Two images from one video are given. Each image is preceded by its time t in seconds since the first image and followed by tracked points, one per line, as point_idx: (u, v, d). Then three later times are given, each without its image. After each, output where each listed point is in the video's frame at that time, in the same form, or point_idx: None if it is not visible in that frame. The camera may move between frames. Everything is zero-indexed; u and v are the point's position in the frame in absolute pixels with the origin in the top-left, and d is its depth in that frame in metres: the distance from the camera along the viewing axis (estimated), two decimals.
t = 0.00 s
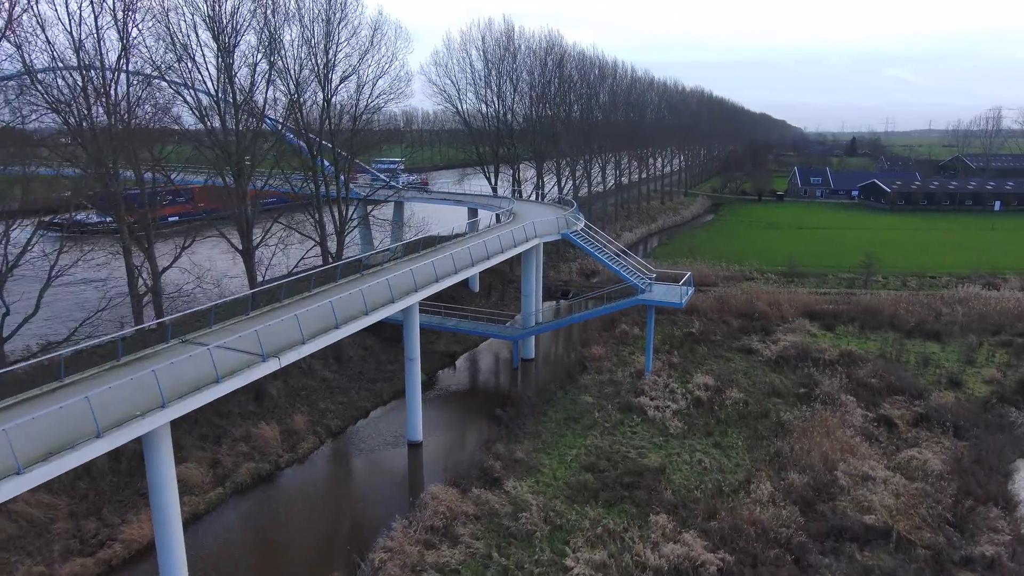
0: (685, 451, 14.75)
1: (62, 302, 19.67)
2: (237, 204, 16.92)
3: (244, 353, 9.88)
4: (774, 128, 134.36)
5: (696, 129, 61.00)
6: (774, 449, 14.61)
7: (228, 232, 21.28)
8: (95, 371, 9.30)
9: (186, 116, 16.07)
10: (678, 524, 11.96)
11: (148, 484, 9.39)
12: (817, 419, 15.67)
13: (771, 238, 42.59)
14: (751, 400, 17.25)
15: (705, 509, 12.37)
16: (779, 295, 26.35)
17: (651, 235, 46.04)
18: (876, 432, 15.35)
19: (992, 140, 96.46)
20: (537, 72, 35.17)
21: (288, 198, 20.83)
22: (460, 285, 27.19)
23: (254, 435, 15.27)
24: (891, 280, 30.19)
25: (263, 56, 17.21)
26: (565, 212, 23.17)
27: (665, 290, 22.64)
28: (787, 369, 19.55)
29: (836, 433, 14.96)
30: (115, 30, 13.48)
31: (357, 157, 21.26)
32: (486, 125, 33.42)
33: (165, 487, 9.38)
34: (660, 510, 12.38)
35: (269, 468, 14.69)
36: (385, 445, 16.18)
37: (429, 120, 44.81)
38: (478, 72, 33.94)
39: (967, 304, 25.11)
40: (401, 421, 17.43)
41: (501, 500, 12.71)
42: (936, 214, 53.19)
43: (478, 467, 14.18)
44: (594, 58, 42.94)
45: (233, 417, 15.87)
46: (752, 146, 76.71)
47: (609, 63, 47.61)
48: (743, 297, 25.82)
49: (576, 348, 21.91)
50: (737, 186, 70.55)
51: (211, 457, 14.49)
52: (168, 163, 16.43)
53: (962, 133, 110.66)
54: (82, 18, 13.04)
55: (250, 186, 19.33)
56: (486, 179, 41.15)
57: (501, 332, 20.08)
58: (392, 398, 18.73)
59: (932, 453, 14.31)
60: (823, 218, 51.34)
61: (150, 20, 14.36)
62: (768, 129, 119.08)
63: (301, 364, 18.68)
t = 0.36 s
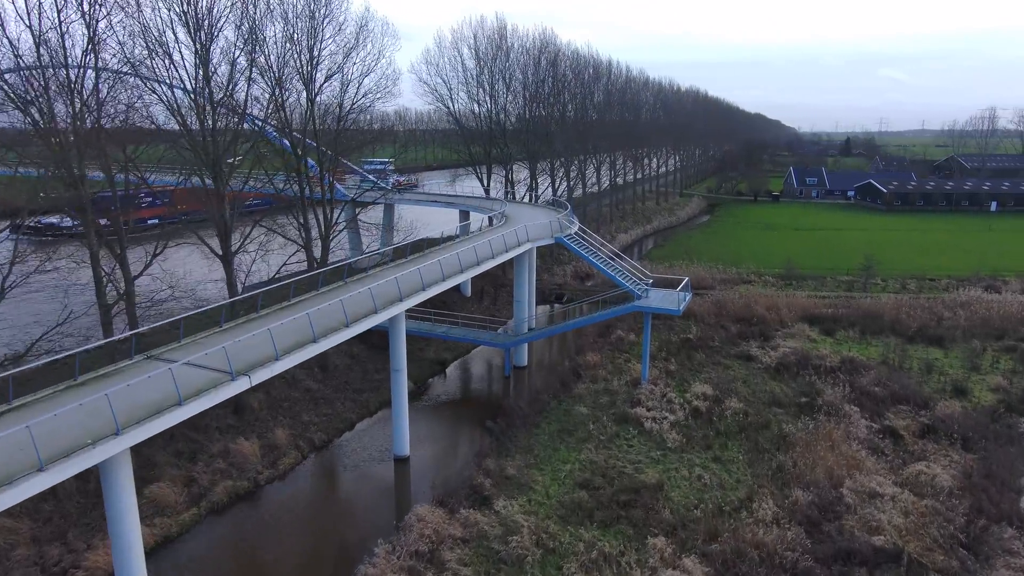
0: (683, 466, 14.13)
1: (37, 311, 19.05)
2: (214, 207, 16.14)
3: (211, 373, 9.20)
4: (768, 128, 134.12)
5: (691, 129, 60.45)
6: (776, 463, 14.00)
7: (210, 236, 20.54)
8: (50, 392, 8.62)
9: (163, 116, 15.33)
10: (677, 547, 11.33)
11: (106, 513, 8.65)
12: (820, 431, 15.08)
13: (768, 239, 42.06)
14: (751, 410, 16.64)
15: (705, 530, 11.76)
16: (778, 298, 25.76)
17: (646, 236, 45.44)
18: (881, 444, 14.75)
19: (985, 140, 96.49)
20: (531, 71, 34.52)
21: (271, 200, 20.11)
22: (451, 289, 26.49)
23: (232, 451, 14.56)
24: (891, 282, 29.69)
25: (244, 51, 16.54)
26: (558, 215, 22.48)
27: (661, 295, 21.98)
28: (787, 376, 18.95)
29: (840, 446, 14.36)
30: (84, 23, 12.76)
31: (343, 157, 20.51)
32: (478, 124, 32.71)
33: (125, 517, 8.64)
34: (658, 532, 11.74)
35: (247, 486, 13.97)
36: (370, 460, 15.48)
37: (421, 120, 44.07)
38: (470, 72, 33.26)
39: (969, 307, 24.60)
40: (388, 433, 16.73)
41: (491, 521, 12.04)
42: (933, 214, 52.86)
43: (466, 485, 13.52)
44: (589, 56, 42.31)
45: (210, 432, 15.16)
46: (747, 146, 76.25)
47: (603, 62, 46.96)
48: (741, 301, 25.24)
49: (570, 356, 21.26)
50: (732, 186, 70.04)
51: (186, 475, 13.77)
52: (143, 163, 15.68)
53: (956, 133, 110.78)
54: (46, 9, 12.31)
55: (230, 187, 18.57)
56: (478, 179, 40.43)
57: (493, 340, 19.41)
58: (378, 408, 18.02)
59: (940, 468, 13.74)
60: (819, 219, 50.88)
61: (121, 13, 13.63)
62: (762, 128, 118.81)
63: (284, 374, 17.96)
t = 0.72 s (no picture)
0: (682, 486, 13.40)
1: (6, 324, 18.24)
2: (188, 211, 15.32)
3: (169, 399, 8.41)
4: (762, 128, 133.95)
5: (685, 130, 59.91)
6: (780, 482, 13.31)
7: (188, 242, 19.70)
8: None
9: (134, 116, 14.52)
10: None
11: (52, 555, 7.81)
12: (825, 446, 14.39)
13: (764, 241, 41.49)
14: (752, 424, 15.94)
15: (707, 558, 11.04)
16: (777, 304, 25.10)
17: (641, 238, 44.77)
18: (890, 461, 14.08)
19: (979, 141, 96.52)
20: (524, 70, 33.76)
21: (250, 201, 19.28)
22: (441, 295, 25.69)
23: (206, 471, 13.72)
24: (891, 286, 29.12)
25: (220, 48, 15.79)
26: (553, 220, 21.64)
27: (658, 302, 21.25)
28: (789, 387, 18.28)
29: (847, 464, 13.65)
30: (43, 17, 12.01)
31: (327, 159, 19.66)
32: (470, 125, 31.98)
33: (74, 560, 7.81)
34: (657, 560, 11.02)
35: (221, 510, 13.14)
36: (352, 480, 14.66)
37: (412, 120, 43.25)
38: (461, 71, 32.46)
39: (972, 313, 24.02)
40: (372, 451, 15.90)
41: (480, 550, 11.28)
42: (929, 216, 52.51)
43: (453, 509, 12.74)
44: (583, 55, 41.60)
45: (184, 450, 14.32)
46: (742, 146, 75.79)
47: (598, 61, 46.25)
48: (740, 307, 24.56)
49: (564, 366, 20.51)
50: (727, 187, 69.52)
51: (156, 498, 12.93)
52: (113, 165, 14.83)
53: (950, 134, 110.90)
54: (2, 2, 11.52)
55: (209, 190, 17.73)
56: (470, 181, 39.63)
57: (483, 350, 18.65)
58: (363, 423, 17.18)
59: (952, 487, 13.08)
60: (816, 221, 50.39)
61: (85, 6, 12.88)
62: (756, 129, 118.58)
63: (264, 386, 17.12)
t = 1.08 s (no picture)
0: (683, 508, 12.69)
1: None
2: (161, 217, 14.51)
3: (123, 431, 7.63)
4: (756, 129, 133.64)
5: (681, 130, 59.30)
6: (786, 503, 12.63)
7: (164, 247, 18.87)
8: None
9: (101, 117, 13.54)
10: None
11: None
12: (833, 465, 13.70)
13: (762, 243, 40.90)
14: (755, 439, 15.23)
15: None
16: (777, 309, 24.43)
17: (636, 241, 44.07)
18: (900, 479, 13.40)
19: (973, 142, 96.45)
20: (517, 69, 32.99)
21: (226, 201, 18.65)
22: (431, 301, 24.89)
23: (178, 494, 12.85)
24: (891, 291, 28.53)
25: (195, 45, 15.02)
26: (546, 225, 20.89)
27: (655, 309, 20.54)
28: (792, 398, 17.60)
29: (857, 483, 12.97)
30: None
31: (310, 162, 18.86)
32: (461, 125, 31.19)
33: None
34: None
35: (194, 537, 12.32)
36: (335, 502, 13.86)
37: (403, 120, 42.36)
38: (453, 70, 31.67)
39: (976, 318, 23.45)
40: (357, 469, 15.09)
41: None
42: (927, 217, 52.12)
43: (441, 536, 11.98)
44: (578, 55, 40.89)
45: (155, 471, 13.45)
46: (737, 147, 75.28)
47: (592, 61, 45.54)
48: (739, 313, 23.88)
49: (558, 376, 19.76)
50: (722, 187, 69.00)
51: (124, 525, 12.10)
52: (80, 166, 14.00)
53: (943, 135, 110.85)
54: None
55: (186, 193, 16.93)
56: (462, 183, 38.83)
57: (475, 360, 17.88)
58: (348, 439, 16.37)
59: (968, 508, 12.43)
60: (813, 222, 49.88)
61: None
62: (750, 129, 118.22)
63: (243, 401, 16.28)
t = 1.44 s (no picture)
0: (686, 533, 11.96)
1: None
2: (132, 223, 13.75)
3: (70, 470, 6.86)
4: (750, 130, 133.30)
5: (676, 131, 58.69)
6: (795, 528, 11.93)
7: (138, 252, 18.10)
8: None
9: (63, 117, 12.47)
10: None
11: None
12: (843, 485, 13.00)
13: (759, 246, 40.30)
14: (760, 456, 14.53)
15: None
16: (778, 315, 23.75)
17: (631, 243, 43.39)
18: (913, 500, 12.71)
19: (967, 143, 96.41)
20: (510, 69, 32.23)
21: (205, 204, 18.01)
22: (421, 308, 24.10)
23: (147, 521, 12.01)
24: (893, 295, 27.92)
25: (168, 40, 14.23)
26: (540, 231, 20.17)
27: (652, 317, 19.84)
28: (796, 411, 16.90)
29: (868, 504, 12.28)
30: None
31: (293, 165, 18.05)
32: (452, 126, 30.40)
33: None
34: None
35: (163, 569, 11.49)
36: (317, 527, 13.04)
37: (393, 121, 41.53)
38: (444, 69, 30.93)
39: (981, 325, 22.86)
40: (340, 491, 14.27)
41: None
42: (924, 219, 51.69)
43: (429, 566, 11.19)
44: (573, 55, 40.19)
45: (124, 496, 12.60)
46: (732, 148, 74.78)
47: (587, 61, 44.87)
48: (739, 319, 23.19)
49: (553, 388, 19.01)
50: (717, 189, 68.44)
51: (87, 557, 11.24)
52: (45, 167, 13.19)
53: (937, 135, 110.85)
54: None
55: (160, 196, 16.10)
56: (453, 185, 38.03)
57: (465, 373, 17.08)
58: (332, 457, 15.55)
59: (986, 531, 11.77)
60: (810, 224, 49.36)
61: None
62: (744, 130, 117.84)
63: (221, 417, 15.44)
